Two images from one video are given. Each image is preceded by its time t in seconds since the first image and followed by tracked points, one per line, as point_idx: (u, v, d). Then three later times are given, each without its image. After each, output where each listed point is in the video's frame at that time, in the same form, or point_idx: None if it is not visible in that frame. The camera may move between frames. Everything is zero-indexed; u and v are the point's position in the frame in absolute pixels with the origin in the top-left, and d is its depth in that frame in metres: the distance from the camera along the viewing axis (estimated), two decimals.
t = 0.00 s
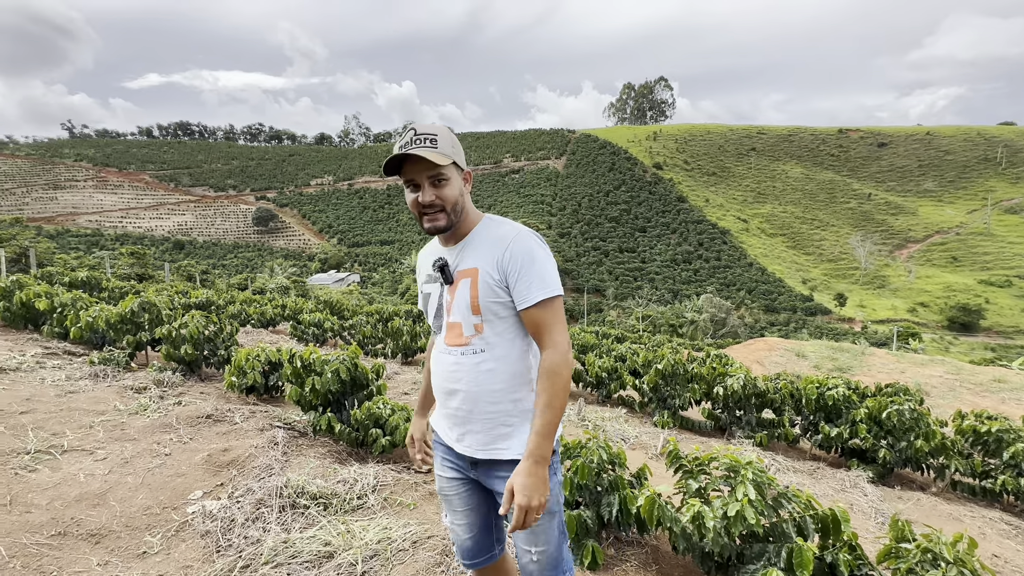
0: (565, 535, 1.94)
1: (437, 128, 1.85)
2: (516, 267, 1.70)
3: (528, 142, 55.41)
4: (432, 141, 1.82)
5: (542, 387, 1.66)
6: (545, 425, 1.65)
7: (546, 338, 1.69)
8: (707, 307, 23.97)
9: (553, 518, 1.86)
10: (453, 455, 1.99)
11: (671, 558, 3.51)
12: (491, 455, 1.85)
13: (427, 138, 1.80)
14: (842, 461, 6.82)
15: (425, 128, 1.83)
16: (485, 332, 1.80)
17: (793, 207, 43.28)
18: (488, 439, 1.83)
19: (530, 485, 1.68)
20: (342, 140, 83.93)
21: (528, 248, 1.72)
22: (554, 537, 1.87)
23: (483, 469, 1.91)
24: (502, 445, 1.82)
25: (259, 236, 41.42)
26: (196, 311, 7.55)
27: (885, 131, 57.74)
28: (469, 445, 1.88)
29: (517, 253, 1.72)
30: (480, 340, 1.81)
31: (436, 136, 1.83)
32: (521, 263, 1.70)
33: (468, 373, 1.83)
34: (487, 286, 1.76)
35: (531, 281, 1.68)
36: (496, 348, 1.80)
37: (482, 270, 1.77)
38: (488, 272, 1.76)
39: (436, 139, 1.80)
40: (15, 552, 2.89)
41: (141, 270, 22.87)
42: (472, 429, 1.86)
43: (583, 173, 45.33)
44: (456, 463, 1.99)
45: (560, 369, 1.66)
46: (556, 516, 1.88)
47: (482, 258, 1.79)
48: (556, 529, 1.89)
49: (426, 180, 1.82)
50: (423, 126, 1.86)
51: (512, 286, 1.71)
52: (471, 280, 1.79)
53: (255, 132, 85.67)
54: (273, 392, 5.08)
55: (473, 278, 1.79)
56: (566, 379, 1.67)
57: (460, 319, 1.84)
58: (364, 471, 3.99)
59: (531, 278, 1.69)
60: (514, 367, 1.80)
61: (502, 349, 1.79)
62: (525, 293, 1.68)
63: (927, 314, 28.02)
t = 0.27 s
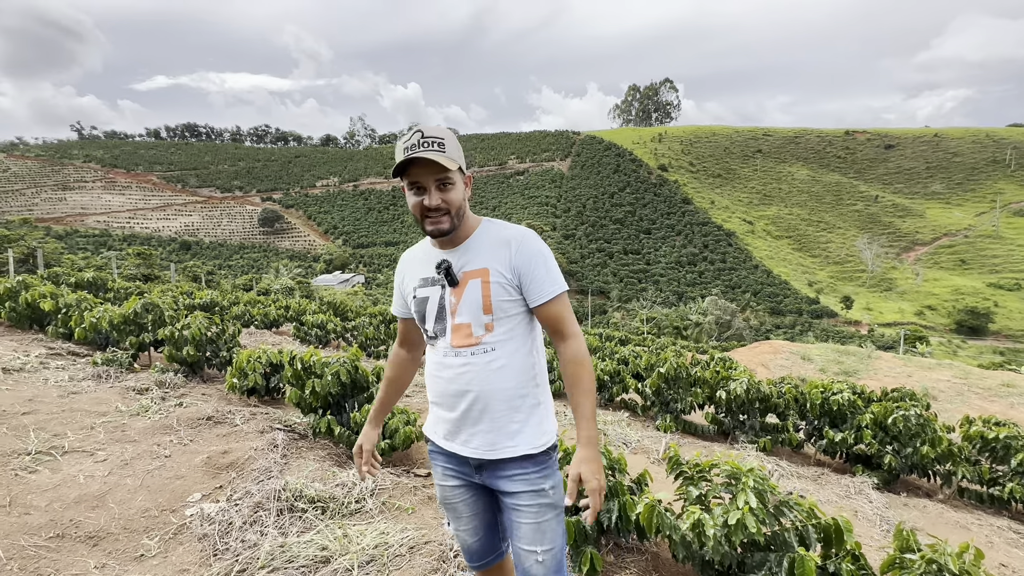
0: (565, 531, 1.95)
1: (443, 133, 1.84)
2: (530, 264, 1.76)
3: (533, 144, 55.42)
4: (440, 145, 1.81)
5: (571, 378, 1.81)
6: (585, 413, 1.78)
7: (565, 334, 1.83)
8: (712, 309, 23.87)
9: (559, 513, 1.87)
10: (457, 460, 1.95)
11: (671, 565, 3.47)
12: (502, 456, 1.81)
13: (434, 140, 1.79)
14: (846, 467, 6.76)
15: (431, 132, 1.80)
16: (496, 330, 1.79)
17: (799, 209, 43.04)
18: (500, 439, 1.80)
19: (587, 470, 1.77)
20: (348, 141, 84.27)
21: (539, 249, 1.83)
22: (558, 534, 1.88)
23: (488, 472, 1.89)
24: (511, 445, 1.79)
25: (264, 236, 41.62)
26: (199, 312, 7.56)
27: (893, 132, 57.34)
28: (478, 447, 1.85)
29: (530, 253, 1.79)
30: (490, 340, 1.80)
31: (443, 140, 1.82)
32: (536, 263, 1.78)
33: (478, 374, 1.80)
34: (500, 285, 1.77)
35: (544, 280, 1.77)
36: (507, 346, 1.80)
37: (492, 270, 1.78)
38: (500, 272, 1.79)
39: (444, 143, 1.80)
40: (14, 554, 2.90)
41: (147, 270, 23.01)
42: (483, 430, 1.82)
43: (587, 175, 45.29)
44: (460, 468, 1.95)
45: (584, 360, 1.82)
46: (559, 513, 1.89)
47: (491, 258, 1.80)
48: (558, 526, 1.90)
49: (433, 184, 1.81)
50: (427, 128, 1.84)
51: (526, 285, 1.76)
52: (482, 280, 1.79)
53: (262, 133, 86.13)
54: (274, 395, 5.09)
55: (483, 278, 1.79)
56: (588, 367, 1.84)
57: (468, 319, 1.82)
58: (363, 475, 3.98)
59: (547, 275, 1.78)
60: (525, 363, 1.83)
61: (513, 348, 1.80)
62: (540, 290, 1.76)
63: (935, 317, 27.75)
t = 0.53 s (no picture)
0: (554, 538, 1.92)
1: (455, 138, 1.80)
2: (529, 266, 1.77)
3: (534, 146, 55.46)
4: (451, 149, 1.77)
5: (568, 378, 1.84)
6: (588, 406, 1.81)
7: (563, 333, 1.84)
8: (713, 311, 23.81)
9: (551, 520, 1.85)
10: (446, 473, 1.86)
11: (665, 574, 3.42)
12: (498, 466, 1.75)
13: (445, 144, 1.74)
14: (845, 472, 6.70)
15: (447, 137, 1.75)
16: (493, 334, 1.76)
17: (800, 211, 42.99)
18: (494, 449, 1.74)
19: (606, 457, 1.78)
20: (349, 143, 84.37)
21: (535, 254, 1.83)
22: (548, 543, 1.84)
23: (480, 483, 1.83)
24: (507, 453, 1.74)
25: (265, 238, 41.64)
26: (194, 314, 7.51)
27: (894, 134, 57.29)
28: (471, 457, 1.77)
29: (530, 256, 1.80)
30: (487, 344, 1.75)
31: (456, 144, 1.78)
32: (535, 265, 1.80)
33: (475, 379, 1.74)
34: (500, 287, 1.75)
35: (541, 282, 1.79)
36: (504, 349, 1.77)
37: (492, 272, 1.75)
38: (501, 275, 1.76)
39: (457, 148, 1.76)
40: None
41: (147, 272, 23.00)
42: (478, 438, 1.75)
43: (588, 177, 45.29)
44: (449, 480, 1.87)
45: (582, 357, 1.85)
46: (550, 522, 1.86)
47: (492, 260, 1.77)
48: (549, 534, 1.87)
49: (442, 187, 1.76)
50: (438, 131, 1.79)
51: (525, 287, 1.76)
52: (482, 283, 1.75)
53: (263, 134, 86.21)
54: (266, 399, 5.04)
55: (484, 281, 1.75)
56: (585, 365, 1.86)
57: (466, 322, 1.75)
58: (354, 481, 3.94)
59: (543, 277, 1.80)
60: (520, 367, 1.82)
61: (510, 352, 1.78)
62: (538, 293, 1.76)
63: (936, 320, 27.68)
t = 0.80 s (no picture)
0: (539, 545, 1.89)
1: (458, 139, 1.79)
2: (517, 265, 1.75)
3: (531, 148, 55.49)
4: (455, 152, 1.76)
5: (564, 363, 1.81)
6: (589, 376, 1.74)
7: (555, 330, 1.80)
8: (710, 313, 23.80)
9: (536, 526, 1.81)
10: (430, 480, 1.83)
11: None
12: (482, 473, 1.71)
13: (451, 146, 1.72)
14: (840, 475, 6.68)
15: (451, 139, 1.74)
16: (480, 336, 1.72)
17: (797, 213, 43.11)
18: (478, 453, 1.70)
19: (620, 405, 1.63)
20: (346, 144, 84.29)
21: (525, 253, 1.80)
22: (533, 549, 1.81)
23: (464, 491, 1.79)
24: (490, 458, 1.70)
25: (262, 239, 41.52)
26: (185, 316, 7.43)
27: (890, 137, 57.53)
28: (455, 463, 1.73)
29: (517, 256, 1.77)
30: (474, 345, 1.71)
31: (459, 146, 1.77)
32: (526, 265, 1.77)
33: (461, 380, 1.70)
34: (489, 288, 1.72)
35: (530, 282, 1.75)
36: (490, 351, 1.74)
37: (482, 273, 1.72)
38: (491, 276, 1.73)
39: (461, 150, 1.74)
40: None
41: (143, 273, 22.87)
42: (463, 444, 1.71)
43: (585, 179, 45.32)
44: (432, 486, 1.83)
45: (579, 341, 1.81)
46: (535, 528, 1.83)
47: (481, 261, 1.74)
48: (535, 540, 1.83)
49: (446, 190, 1.73)
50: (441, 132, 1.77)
51: (514, 287, 1.73)
52: (471, 282, 1.72)
53: (261, 136, 86.07)
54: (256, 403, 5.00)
55: (472, 281, 1.72)
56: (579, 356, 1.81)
57: (452, 323, 1.72)
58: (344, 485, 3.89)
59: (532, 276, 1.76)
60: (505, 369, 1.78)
61: (496, 353, 1.75)
62: (527, 291, 1.73)
63: (932, 322, 27.74)
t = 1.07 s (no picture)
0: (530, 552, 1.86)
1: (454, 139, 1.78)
2: (512, 268, 1.74)
3: (527, 150, 55.57)
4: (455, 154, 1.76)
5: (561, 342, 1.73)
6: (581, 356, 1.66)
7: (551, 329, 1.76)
8: (705, 314, 23.88)
9: (527, 533, 1.79)
10: (422, 486, 1.80)
11: None
12: (475, 478, 1.70)
13: (450, 147, 1.71)
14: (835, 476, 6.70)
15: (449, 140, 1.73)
16: (475, 337, 1.71)
17: (791, 215, 43.34)
18: (470, 457, 1.69)
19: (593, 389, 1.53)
20: (342, 146, 84.13)
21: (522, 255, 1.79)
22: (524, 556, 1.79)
23: (456, 498, 1.77)
24: (483, 463, 1.69)
25: (256, 241, 41.32)
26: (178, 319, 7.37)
27: (883, 140, 57.96)
28: (448, 469, 1.71)
29: (514, 257, 1.76)
30: (469, 348, 1.69)
31: (457, 148, 1.76)
32: (524, 266, 1.75)
33: (456, 382, 1.68)
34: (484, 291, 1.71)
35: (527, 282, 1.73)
36: (484, 354, 1.72)
37: (478, 275, 1.71)
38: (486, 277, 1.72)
39: (460, 152, 1.74)
40: None
41: (136, 276, 22.71)
42: (456, 449, 1.70)
43: (581, 181, 45.42)
44: (424, 493, 1.81)
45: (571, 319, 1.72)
46: (528, 536, 1.81)
47: (475, 261, 1.73)
48: (527, 547, 1.81)
49: (443, 191, 1.73)
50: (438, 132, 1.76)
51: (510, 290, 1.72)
52: (466, 283, 1.71)
53: (256, 138, 85.82)
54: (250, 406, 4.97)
55: (467, 282, 1.71)
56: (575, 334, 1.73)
57: (448, 324, 1.70)
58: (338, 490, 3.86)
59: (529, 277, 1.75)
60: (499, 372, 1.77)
61: (492, 355, 1.73)
62: (522, 292, 1.72)
63: (925, 323, 27.92)
